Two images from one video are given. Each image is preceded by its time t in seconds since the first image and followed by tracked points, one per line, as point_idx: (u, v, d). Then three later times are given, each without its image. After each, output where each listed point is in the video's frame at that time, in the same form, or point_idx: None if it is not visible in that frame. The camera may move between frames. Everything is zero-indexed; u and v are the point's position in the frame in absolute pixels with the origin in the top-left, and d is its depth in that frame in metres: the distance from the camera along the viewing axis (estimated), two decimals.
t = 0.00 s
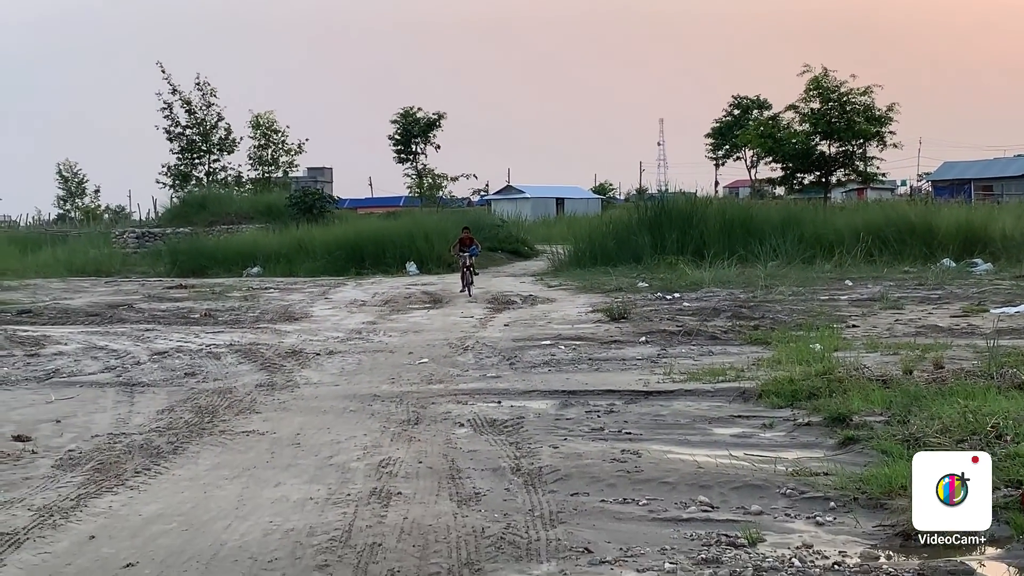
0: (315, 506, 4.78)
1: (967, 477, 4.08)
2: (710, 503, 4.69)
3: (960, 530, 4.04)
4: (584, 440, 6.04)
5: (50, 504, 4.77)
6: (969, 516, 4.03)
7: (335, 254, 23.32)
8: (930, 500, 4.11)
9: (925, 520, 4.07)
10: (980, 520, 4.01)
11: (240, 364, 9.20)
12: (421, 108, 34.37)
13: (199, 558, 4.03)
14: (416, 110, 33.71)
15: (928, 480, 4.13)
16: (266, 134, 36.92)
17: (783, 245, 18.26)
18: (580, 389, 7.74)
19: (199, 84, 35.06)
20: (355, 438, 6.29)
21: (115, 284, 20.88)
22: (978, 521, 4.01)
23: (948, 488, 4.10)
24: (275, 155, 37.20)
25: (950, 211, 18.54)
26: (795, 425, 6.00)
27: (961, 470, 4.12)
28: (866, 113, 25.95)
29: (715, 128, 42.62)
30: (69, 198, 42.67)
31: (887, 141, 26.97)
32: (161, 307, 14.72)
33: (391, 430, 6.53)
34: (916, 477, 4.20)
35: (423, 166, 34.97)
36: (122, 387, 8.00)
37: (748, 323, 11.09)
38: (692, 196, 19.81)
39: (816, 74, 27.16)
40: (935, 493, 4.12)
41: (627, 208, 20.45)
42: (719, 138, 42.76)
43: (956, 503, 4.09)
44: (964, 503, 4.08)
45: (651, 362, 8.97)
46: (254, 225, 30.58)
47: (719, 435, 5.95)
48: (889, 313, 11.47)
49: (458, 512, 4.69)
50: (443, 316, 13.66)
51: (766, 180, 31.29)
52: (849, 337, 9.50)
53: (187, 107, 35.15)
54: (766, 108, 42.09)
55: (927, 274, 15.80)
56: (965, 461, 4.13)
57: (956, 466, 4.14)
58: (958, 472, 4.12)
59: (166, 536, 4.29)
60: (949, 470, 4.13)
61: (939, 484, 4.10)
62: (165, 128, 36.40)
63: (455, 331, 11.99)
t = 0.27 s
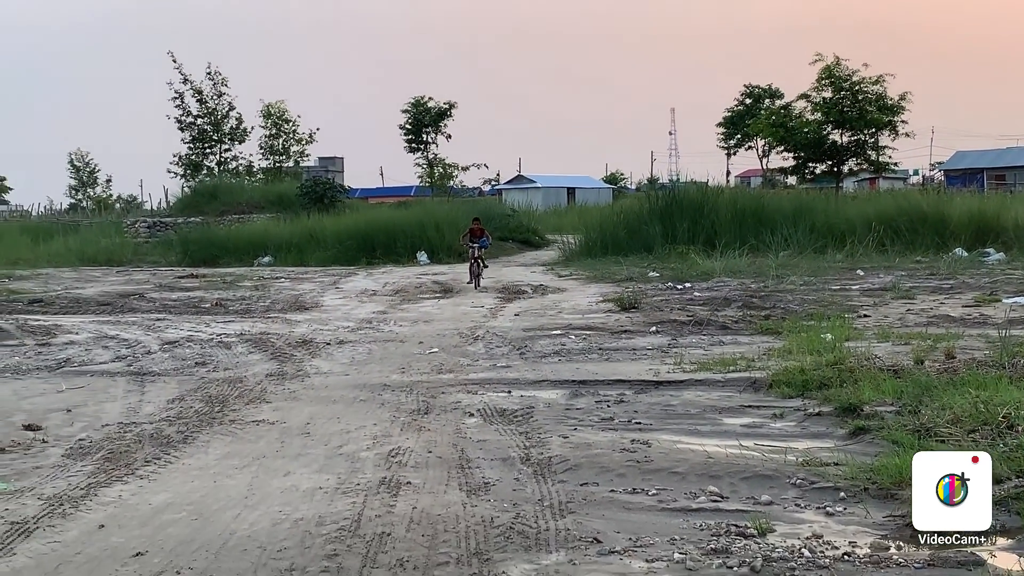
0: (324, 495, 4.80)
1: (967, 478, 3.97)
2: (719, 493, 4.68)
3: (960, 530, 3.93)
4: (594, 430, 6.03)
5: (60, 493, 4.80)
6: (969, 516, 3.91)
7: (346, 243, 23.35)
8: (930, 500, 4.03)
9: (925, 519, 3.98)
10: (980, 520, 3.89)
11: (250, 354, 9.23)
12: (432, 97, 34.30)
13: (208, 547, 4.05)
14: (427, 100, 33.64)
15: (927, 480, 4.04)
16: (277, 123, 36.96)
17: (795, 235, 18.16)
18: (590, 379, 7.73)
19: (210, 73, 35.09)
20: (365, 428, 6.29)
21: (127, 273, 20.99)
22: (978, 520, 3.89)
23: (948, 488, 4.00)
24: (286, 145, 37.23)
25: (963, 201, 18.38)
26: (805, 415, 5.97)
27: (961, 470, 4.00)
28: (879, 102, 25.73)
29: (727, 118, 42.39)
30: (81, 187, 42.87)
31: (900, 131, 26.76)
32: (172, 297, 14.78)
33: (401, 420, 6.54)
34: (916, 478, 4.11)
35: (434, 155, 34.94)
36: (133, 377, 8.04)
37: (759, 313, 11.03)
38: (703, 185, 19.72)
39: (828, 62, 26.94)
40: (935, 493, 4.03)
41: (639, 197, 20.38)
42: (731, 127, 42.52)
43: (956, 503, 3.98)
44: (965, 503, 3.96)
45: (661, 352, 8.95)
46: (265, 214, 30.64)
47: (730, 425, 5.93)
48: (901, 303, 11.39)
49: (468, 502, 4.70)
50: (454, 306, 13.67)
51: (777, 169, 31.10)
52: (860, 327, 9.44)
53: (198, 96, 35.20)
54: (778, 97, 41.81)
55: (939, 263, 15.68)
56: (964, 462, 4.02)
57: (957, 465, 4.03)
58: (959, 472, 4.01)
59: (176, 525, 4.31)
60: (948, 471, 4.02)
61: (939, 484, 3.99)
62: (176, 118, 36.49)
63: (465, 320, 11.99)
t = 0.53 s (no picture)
0: (335, 486, 4.80)
1: (968, 477, 3.97)
2: (731, 486, 4.66)
3: (961, 530, 3.88)
4: (606, 423, 6.02)
5: (72, 483, 4.83)
6: (969, 516, 3.89)
7: (359, 235, 23.37)
8: (929, 500, 3.97)
9: (924, 519, 3.92)
10: (979, 520, 3.88)
11: (261, 345, 9.26)
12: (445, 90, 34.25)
13: (219, 538, 4.06)
14: (439, 92, 33.59)
15: (927, 479, 3.99)
16: (289, 115, 37.00)
17: (808, 228, 18.05)
18: (601, 371, 7.71)
19: (223, 65, 35.13)
20: (375, 419, 6.30)
21: (139, 265, 21.08)
22: (977, 520, 3.88)
23: (948, 488, 3.96)
24: (298, 137, 37.27)
25: (977, 194, 18.22)
26: (818, 408, 5.93)
27: (961, 470, 3.99)
28: (892, 95, 25.52)
29: (740, 110, 42.16)
30: (94, 179, 43.08)
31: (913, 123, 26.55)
32: (185, 288, 14.84)
33: (412, 412, 6.55)
34: (914, 478, 4.07)
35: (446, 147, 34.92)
36: (146, 368, 8.08)
37: (771, 306, 10.98)
38: (716, 178, 19.63)
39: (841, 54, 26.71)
40: (935, 493, 3.97)
41: (651, 190, 20.32)
42: (744, 120, 42.30)
43: (956, 503, 3.95)
44: (965, 503, 3.94)
45: (673, 345, 8.92)
46: (277, 206, 30.70)
47: (741, 418, 5.90)
48: (914, 296, 11.31)
49: (478, 494, 4.69)
50: (466, 298, 13.67)
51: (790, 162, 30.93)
52: (873, 320, 9.38)
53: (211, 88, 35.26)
54: (791, 89, 41.53)
55: (953, 256, 15.55)
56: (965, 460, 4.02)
57: (956, 465, 4.02)
58: (958, 472, 4.00)
59: (187, 516, 4.33)
60: (949, 469, 4.01)
61: (940, 483, 3.96)
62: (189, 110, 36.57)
63: (476, 313, 11.99)
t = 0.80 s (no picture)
0: (345, 483, 4.81)
1: (967, 476, 4.04)
2: (742, 485, 4.63)
3: (961, 529, 3.87)
4: (616, 421, 6.00)
5: (83, 479, 4.84)
6: (968, 514, 3.89)
7: (370, 232, 23.41)
8: (929, 499, 4.02)
9: (925, 519, 3.94)
10: (979, 520, 3.87)
11: (273, 342, 9.28)
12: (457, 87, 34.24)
13: (229, 535, 4.07)
14: (451, 90, 33.59)
15: (927, 480, 4.09)
16: (302, 112, 37.07)
17: (820, 227, 17.95)
18: (612, 370, 7.69)
19: (236, 62, 35.23)
20: (386, 417, 6.30)
21: (151, 261, 21.19)
22: (977, 520, 3.87)
23: (948, 488, 4.01)
24: (310, 134, 37.35)
25: (990, 194, 18.09)
26: (829, 408, 5.89)
27: (961, 470, 4.07)
28: (906, 94, 25.35)
29: (753, 108, 41.95)
30: (107, 174, 43.33)
31: (927, 122, 26.37)
32: (197, 284, 14.90)
33: (423, 409, 6.54)
34: (916, 481, 4.15)
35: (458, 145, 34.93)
36: (157, 364, 8.11)
37: (783, 305, 10.93)
38: (729, 176, 19.55)
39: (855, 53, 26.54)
40: (935, 493, 4.03)
41: (663, 188, 20.25)
42: (756, 118, 42.11)
43: (956, 503, 3.96)
44: (964, 503, 3.95)
45: (685, 344, 8.88)
46: (289, 203, 30.78)
47: (753, 418, 5.87)
48: (926, 296, 11.23)
49: (489, 492, 4.68)
50: (477, 295, 13.66)
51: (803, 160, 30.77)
52: (885, 320, 9.32)
53: (224, 85, 35.37)
54: (804, 88, 41.31)
55: (967, 256, 15.44)
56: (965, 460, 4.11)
57: (956, 466, 4.09)
58: (958, 472, 4.06)
59: (198, 513, 4.34)
60: (949, 469, 4.09)
61: (939, 483, 4.04)
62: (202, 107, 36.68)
63: (487, 311, 11.98)
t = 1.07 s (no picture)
0: (354, 486, 4.81)
1: (968, 477, 4.11)
2: (752, 490, 4.61)
3: (961, 528, 3.92)
4: (625, 425, 5.99)
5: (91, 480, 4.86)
6: (969, 512, 3.95)
7: (380, 234, 23.44)
8: (930, 499, 4.11)
9: (926, 518, 4.00)
10: (980, 519, 3.92)
11: (282, 343, 9.31)
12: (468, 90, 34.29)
13: (237, 537, 4.08)
14: (462, 93, 33.64)
15: (929, 479, 4.17)
16: (313, 114, 37.19)
17: (831, 231, 17.88)
18: (621, 373, 7.69)
19: (247, 64, 35.36)
20: (395, 419, 6.31)
21: (162, 262, 21.28)
22: (978, 519, 3.92)
23: (948, 488, 4.09)
24: (321, 136, 37.45)
25: (1002, 199, 17.99)
26: (839, 413, 5.87)
27: (961, 471, 4.14)
28: (917, 99, 25.24)
29: (764, 112, 41.83)
30: (118, 175, 43.58)
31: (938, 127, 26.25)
32: (207, 286, 14.95)
33: (432, 412, 6.55)
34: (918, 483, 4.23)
35: (469, 148, 34.96)
36: (167, 365, 8.14)
37: (793, 309, 10.89)
38: (739, 180, 19.51)
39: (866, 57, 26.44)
40: (936, 493, 4.11)
41: (673, 191, 20.22)
42: (767, 122, 41.99)
43: (956, 503, 4.03)
44: (964, 503, 4.01)
45: (694, 347, 8.86)
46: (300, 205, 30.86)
47: (762, 422, 5.85)
48: (937, 301, 11.17)
49: (497, 495, 4.68)
50: (486, 298, 13.66)
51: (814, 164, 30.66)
52: (895, 324, 9.27)
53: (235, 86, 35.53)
54: (815, 92, 41.16)
55: (977, 262, 15.35)
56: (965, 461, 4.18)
57: (957, 466, 4.18)
58: (958, 472, 4.15)
59: (205, 514, 4.35)
60: (950, 470, 4.16)
61: (939, 483, 4.13)
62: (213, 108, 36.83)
63: (497, 313, 11.98)
